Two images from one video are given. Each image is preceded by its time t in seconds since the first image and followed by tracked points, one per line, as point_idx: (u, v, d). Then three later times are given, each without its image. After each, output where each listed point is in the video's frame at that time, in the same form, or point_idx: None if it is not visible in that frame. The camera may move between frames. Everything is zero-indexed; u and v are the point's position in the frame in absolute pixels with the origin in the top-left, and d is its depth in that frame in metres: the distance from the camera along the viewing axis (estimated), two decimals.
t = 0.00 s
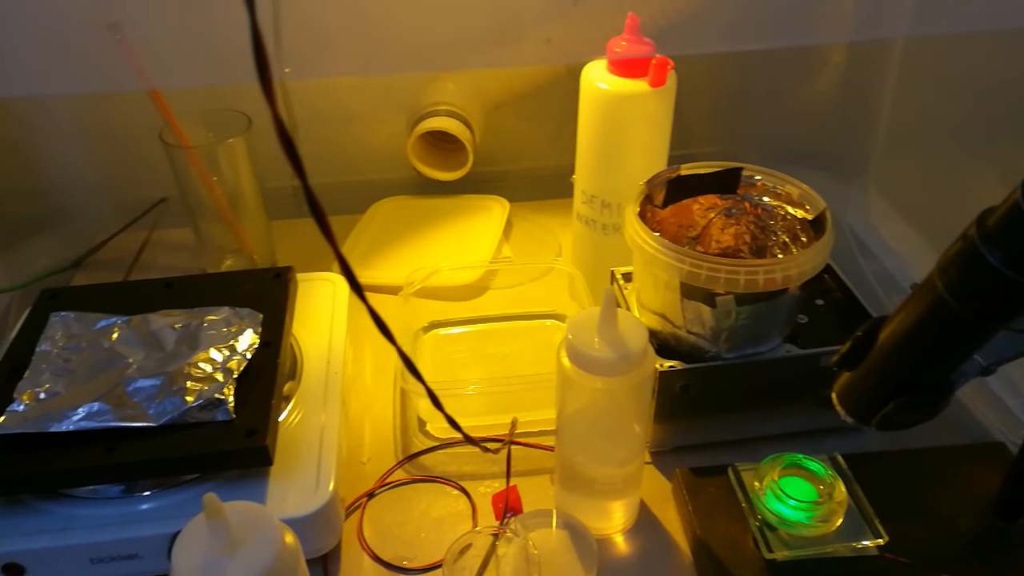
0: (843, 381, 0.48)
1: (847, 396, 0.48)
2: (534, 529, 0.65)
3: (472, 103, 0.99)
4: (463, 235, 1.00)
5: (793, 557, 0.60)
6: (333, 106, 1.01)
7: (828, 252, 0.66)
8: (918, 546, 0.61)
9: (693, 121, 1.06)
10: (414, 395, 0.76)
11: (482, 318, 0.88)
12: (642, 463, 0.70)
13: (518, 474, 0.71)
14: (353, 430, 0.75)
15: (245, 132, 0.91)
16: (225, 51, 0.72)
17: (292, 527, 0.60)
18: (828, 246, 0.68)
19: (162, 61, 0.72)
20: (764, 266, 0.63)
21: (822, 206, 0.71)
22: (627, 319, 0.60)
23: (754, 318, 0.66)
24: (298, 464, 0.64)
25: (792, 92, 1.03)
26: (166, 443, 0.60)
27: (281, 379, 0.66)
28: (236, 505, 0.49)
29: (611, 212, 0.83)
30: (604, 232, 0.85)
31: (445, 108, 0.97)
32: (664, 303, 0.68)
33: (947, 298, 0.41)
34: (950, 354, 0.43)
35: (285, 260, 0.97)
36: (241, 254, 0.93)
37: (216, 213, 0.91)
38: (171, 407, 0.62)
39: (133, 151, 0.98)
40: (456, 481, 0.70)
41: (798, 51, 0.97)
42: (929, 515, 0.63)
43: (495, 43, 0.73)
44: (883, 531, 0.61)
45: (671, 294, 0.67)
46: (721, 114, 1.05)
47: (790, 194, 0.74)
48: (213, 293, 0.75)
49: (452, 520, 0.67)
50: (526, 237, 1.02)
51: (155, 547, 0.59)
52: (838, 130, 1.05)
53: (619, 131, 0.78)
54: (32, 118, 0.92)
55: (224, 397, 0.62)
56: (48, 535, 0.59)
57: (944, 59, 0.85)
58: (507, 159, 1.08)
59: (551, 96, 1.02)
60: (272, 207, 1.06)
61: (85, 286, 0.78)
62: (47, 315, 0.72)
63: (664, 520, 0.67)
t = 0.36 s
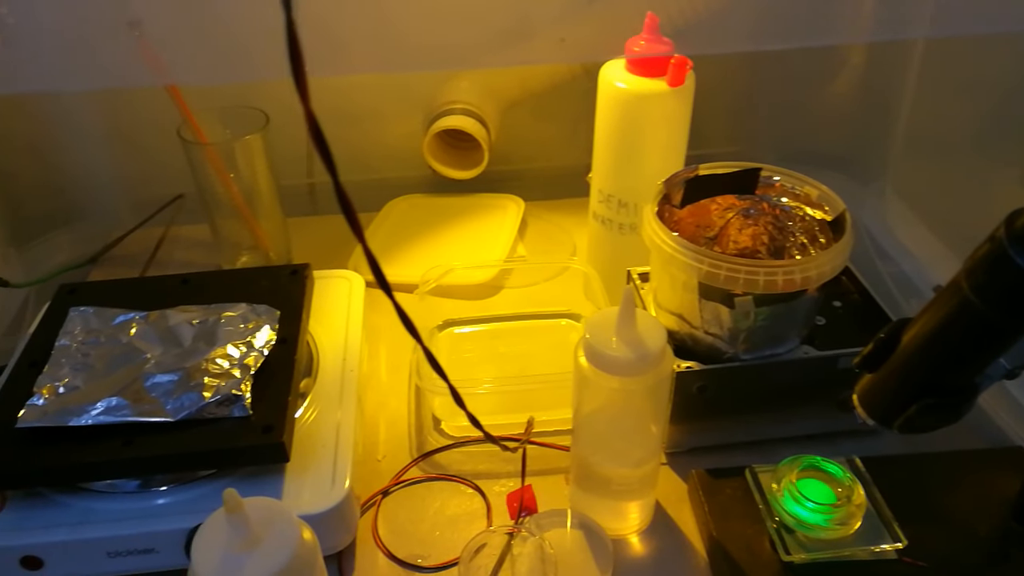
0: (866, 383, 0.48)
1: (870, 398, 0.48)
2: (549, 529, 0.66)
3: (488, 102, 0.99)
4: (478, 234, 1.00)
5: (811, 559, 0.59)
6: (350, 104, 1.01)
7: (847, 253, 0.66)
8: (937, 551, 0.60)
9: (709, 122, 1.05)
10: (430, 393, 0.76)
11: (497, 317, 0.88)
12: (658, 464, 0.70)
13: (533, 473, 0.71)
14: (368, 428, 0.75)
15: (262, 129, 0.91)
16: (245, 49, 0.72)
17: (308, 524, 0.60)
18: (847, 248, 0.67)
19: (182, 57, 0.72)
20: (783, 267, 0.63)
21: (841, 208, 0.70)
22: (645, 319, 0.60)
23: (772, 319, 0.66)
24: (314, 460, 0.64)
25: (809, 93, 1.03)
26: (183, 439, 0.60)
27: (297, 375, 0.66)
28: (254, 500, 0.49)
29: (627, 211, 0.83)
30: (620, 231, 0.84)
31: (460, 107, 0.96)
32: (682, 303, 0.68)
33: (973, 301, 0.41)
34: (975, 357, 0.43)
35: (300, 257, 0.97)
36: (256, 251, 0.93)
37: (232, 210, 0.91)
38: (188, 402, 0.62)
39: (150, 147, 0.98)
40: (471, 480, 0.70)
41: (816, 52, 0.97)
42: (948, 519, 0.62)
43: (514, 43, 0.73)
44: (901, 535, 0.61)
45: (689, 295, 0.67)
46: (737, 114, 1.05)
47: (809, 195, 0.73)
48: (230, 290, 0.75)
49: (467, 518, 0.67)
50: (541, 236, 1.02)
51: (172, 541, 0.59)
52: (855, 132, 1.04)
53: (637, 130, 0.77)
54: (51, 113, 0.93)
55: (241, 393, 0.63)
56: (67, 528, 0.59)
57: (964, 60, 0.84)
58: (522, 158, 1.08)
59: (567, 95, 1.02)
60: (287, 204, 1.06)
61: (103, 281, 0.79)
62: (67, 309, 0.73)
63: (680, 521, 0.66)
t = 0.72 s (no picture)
0: (881, 387, 0.49)
1: (885, 401, 0.48)
2: (558, 530, 0.66)
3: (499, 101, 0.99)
4: (488, 233, 1.00)
5: (823, 563, 0.59)
6: (360, 103, 1.01)
7: (860, 255, 0.66)
8: (950, 555, 0.60)
9: (719, 123, 1.05)
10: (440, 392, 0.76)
11: (507, 317, 0.88)
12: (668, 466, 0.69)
13: (543, 473, 0.71)
14: (377, 427, 0.75)
15: (273, 128, 0.92)
16: (255, 47, 0.72)
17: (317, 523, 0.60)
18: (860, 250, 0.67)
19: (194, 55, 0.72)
20: (796, 268, 0.62)
21: (854, 209, 0.70)
22: (658, 320, 0.60)
23: (784, 321, 0.66)
24: (325, 459, 0.64)
25: (821, 94, 1.02)
26: (195, 437, 0.60)
27: (308, 374, 0.66)
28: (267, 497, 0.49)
29: (638, 212, 0.82)
30: (631, 231, 0.84)
31: (472, 107, 0.96)
32: (694, 304, 0.68)
33: (992, 303, 0.42)
34: (993, 360, 0.43)
35: (310, 256, 0.97)
36: (266, 249, 0.93)
37: (242, 209, 0.92)
38: (200, 400, 0.62)
39: (161, 145, 0.99)
40: (481, 480, 0.70)
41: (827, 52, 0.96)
42: (960, 523, 0.62)
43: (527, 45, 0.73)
44: (914, 539, 0.60)
45: (702, 296, 0.67)
46: (748, 114, 1.04)
47: (822, 197, 0.73)
48: (241, 288, 0.76)
49: (477, 519, 0.67)
50: (550, 236, 1.01)
51: (183, 539, 0.60)
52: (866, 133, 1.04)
53: (649, 130, 0.77)
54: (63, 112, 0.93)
55: (253, 391, 0.63)
56: (78, 525, 0.59)
57: (977, 62, 0.84)
58: (532, 158, 1.08)
59: (577, 95, 1.02)
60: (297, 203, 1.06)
61: (114, 279, 0.79)
62: (78, 307, 0.73)
63: (690, 522, 0.66)
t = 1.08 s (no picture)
0: (894, 391, 0.49)
1: (898, 406, 0.48)
2: (568, 532, 0.65)
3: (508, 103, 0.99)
4: (497, 235, 1.00)
5: (833, 566, 0.59)
6: (370, 103, 1.01)
7: (871, 259, 0.66)
8: (961, 560, 0.60)
9: (729, 126, 1.05)
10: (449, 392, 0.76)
11: (516, 318, 0.88)
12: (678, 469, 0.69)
13: (552, 475, 0.71)
14: (386, 428, 0.75)
15: (284, 128, 0.92)
16: (265, 47, 0.72)
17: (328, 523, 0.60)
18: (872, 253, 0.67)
19: (204, 55, 0.72)
20: (808, 271, 0.62)
21: (866, 213, 0.70)
22: (670, 323, 0.60)
23: (796, 324, 0.65)
24: (334, 459, 0.64)
25: (831, 97, 1.02)
26: (206, 436, 0.60)
27: (318, 374, 0.66)
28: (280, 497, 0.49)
29: (648, 214, 0.82)
30: (641, 233, 0.84)
31: (481, 108, 0.97)
32: (704, 307, 0.68)
33: (1007, 305, 0.42)
34: (1007, 365, 0.43)
35: (319, 256, 0.98)
36: (276, 249, 0.94)
37: (252, 209, 0.92)
38: (211, 399, 0.62)
39: (172, 145, 0.99)
40: (490, 482, 0.70)
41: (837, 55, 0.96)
42: (971, 528, 0.62)
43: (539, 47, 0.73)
44: (925, 544, 0.60)
45: (712, 298, 0.67)
46: (757, 117, 1.04)
47: (833, 200, 0.73)
48: (251, 288, 0.76)
49: (486, 520, 0.67)
50: (559, 238, 1.01)
51: (193, 538, 0.60)
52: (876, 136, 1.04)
53: (659, 132, 0.77)
54: (74, 111, 0.94)
55: (263, 391, 0.63)
56: (89, 523, 0.59)
57: (988, 66, 0.84)
58: (540, 159, 1.08)
59: (587, 97, 1.02)
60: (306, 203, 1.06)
61: (125, 278, 0.79)
62: (89, 306, 0.73)
63: (699, 525, 0.66)
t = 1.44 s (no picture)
0: (906, 394, 0.49)
1: (910, 409, 0.48)
2: (575, 533, 0.65)
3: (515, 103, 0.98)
4: (504, 234, 1.00)
5: (843, 569, 0.59)
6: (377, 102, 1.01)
7: (883, 262, 0.65)
8: (972, 564, 0.59)
9: (737, 127, 1.05)
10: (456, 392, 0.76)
11: (524, 318, 0.87)
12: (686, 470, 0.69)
13: (560, 476, 0.71)
14: (393, 427, 0.75)
15: (292, 126, 0.91)
16: (273, 45, 0.72)
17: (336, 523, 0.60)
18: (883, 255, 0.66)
19: (213, 53, 0.72)
20: (819, 273, 0.62)
21: (877, 215, 0.70)
22: (680, 324, 0.59)
23: (806, 326, 0.65)
24: (342, 458, 0.64)
25: (840, 98, 1.02)
26: (213, 434, 0.60)
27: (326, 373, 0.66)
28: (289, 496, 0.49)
29: (657, 214, 0.82)
30: (650, 234, 0.84)
31: (489, 107, 0.96)
32: (714, 308, 0.68)
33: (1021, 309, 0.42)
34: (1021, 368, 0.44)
35: (326, 254, 0.97)
36: (282, 247, 0.93)
37: (260, 208, 0.92)
38: (218, 398, 0.62)
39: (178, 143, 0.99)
40: (498, 482, 0.70)
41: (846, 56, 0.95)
42: (982, 532, 0.62)
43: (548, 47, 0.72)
44: (936, 547, 0.60)
45: (723, 300, 0.66)
46: (766, 118, 1.04)
47: (844, 202, 0.73)
48: (259, 287, 0.75)
49: (494, 521, 0.67)
50: (567, 238, 1.01)
51: (200, 536, 0.60)
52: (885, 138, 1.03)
53: (669, 132, 0.77)
54: (82, 108, 0.94)
55: (271, 389, 0.63)
56: (97, 520, 0.59)
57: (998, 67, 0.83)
58: (548, 159, 1.08)
59: (595, 97, 1.02)
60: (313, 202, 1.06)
61: (133, 275, 0.79)
62: (97, 303, 0.73)
63: (708, 527, 0.66)
